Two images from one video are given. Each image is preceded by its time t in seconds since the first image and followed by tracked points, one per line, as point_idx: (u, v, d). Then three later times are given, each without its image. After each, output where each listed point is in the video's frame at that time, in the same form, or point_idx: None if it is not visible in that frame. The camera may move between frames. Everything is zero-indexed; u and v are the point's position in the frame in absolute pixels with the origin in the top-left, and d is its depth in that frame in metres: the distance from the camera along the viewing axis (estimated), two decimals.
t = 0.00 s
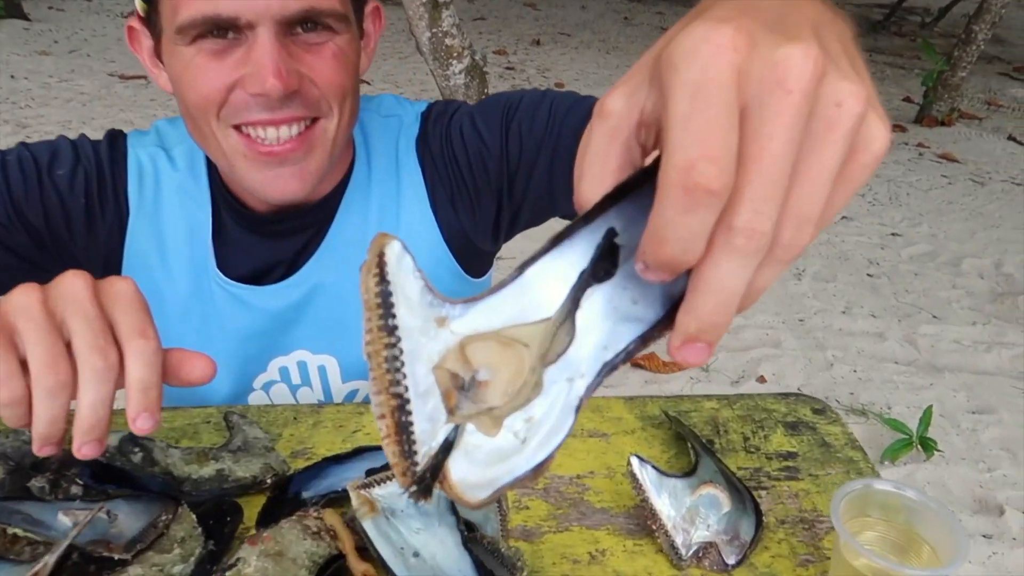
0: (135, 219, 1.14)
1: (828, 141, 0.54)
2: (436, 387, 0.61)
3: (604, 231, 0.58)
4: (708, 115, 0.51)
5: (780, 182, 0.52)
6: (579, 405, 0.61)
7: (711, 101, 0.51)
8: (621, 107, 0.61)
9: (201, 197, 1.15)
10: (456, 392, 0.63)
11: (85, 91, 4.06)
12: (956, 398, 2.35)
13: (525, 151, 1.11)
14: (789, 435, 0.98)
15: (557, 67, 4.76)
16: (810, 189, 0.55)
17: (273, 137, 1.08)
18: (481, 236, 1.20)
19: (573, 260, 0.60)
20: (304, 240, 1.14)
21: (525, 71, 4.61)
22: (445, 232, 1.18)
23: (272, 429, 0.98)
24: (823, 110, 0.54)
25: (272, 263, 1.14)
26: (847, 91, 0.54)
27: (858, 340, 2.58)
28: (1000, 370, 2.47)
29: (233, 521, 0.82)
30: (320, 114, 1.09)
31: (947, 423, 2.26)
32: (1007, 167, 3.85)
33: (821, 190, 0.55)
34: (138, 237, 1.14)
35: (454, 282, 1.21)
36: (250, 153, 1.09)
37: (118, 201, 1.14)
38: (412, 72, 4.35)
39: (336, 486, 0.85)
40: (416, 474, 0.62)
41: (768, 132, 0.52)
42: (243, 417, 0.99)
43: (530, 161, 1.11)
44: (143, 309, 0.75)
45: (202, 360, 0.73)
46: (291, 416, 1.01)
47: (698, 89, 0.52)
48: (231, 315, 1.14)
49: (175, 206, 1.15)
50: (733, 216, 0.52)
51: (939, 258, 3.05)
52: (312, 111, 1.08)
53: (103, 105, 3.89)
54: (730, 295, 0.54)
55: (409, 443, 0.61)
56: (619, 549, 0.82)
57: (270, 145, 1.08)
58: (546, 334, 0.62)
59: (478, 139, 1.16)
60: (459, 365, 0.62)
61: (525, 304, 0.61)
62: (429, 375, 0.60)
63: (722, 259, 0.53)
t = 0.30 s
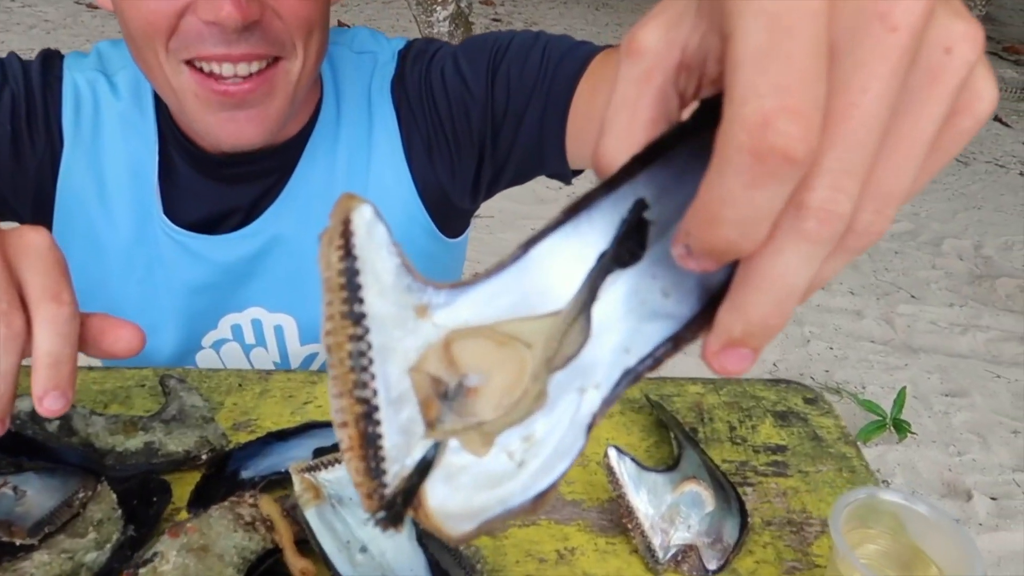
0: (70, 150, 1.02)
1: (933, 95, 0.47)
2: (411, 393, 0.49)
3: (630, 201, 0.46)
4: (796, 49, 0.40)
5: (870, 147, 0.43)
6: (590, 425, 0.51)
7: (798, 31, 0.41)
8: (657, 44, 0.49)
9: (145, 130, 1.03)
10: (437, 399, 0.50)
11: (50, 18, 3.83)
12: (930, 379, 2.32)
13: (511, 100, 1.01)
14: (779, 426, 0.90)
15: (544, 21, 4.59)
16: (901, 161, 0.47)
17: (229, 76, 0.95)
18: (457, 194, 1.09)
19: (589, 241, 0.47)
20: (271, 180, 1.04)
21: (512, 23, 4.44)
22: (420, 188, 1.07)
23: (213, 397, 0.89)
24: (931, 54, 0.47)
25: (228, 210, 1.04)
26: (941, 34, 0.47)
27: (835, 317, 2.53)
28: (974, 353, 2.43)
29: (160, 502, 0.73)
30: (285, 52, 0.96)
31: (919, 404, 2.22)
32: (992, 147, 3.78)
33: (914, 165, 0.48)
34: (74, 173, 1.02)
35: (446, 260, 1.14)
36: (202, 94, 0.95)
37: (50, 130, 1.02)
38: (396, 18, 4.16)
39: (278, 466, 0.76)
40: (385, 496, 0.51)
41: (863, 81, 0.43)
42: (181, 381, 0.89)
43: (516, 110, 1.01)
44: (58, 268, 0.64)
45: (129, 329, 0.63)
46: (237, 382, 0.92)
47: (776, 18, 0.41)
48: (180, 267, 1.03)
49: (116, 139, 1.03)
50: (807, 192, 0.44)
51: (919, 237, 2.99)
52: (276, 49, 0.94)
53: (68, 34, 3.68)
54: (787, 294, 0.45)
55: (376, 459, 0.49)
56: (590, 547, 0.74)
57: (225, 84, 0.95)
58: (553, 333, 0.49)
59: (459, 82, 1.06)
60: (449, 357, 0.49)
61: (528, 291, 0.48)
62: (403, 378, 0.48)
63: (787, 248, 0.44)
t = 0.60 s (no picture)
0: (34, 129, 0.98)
1: (945, 99, 0.45)
2: (397, 400, 0.46)
3: (630, 204, 0.46)
4: (805, 50, 0.38)
5: (880, 151, 0.42)
6: (584, 437, 0.49)
7: (807, 33, 0.39)
8: (657, 40, 0.48)
9: (114, 109, 0.99)
10: (425, 408, 0.48)
11: None
12: (906, 368, 2.33)
13: (497, 86, 0.98)
14: (758, 420, 0.89)
15: (529, 3, 4.54)
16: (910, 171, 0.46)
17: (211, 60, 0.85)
18: (437, 180, 1.07)
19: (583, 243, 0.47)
20: (246, 164, 1.00)
21: (497, 3, 4.38)
22: (400, 175, 1.05)
23: (181, 386, 0.87)
24: (944, 57, 0.45)
25: (200, 195, 1.00)
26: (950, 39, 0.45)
27: (815, 305, 2.53)
28: (950, 342, 2.45)
29: (122, 495, 0.71)
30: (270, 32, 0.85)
31: (895, 392, 2.23)
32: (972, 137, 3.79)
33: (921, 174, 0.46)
34: (39, 153, 0.98)
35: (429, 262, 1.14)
36: (180, 80, 0.85)
37: (13, 107, 0.98)
38: None
39: (246, 458, 0.74)
40: (369, 507, 0.48)
41: (872, 86, 0.41)
42: (147, 369, 0.86)
43: (501, 97, 0.98)
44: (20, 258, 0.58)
45: (95, 322, 0.57)
46: (206, 370, 0.89)
47: (785, 13, 0.39)
48: (150, 253, 1.00)
49: (83, 118, 0.98)
50: (814, 200, 0.42)
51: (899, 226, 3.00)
52: (258, 24, 0.84)
53: (42, 5, 3.59)
54: (791, 302, 0.45)
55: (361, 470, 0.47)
56: (565, 543, 0.73)
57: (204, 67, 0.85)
58: (548, 339, 0.48)
59: (442, 65, 1.02)
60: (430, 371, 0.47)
61: (522, 294, 0.47)
62: (390, 385, 0.46)
63: (791, 254, 0.43)
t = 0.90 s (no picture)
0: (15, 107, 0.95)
1: (927, 99, 0.45)
2: (390, 388, 0.49)
3: (619, 197, 0.48)
4: (791, 49, 0.38)
5: (864, 150, 0.42)
6: (571, 424, 0.51)
7: (793, 33, 0.39)
8: (647, 33, 0.47)
9: (95, 89, 0.96)
10: (417, 396, 0.51)
11: None
12: (892, 350, 2.35)
13: (485, 68, 0.97)
14: (741, 399, 0.89)
15: None
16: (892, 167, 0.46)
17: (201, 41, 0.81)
18: (424, 162, 1.06)
19: (577, 233, 0.50)
20: (235, 145, 0.98)
21: None
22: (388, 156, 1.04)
23: (162, 365, 0.86)
24: (926, 57, 0.45)
25: (185, 176, 0.98)
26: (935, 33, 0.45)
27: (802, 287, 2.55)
28: (936, 325, 2.46)
29: (102, 475, 0.71)
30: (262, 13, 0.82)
31: (882, 374, 2.25)
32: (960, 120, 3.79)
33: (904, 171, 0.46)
34: (19, 134, 0.96)
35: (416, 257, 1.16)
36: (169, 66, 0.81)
37: None
38: None
39: (228, 438, 0.74)
40: (363, 493, 0.49)
41: (857, 86, 0.41)
42: (128, 349, 0.85)
43: (489, 81, 0.97)
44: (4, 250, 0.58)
45: (78, 308, 0.57)
46: (187, 350, 0.88)
47: (772, 15, 0.39)
48: (132, 235, 0.98)
49: (63, 98, 0.96)
50: (800, 196, 0.41)
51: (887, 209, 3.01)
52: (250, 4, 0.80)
53: None
54: (778, 295, 0.44)
55: (355, 454, 0.48)
56: (548, 521, 0.73)
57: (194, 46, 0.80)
58: (536, 331, 0.52)
59: (430, 45, 1.00)
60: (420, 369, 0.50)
61: (511, 286, 0.51)
62: (383, 373, 0.49)
63: (776, 250, 0.42)
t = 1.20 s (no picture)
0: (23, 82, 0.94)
1: (943, 106, 0.45)
2: (415, 365, 0.51)
3: (642, 187, 0.50)
4: (817, 53, 0.38)
5: (885, 153, 0.42)
6: (591, 405, 0.53)
7: (820, 38, 0.39)
8: (674, 33, 0.47)
9: (105, 69, 0.95)
10: (441, 373, 0.53)
11: None
12: (891, 337, 2.35)
13: (498, 53, 0.96)
14: (743, 383, 0.90)
15: None
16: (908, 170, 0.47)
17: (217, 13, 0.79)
18: (433, 148, 1.05)
19: (601, 223, 0.51)
20: (244, 127, 0.98)
21: None
22: (399, 142, 1.04)
23: (165, 347, 0.86)
24: (943, 67, 0.45)
25: (195, 157, 0.98)
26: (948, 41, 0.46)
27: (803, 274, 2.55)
28: (935, 312, 2.46)
29: (106, 455, 0.71)
30: None
31: (881, 361, 2.26)
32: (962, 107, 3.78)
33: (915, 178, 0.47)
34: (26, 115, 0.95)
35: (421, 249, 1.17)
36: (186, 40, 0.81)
37: None
38: None
39: (230, 419, 0.74)
40: (384, 467, 0.51)
41: (881, 91, 0.41)
42: (131, 330, 0.85)
43: (501, 68, 0.96)
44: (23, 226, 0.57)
45: (96, 286, 0.56)
46: (189, 332, 0.88)
47: (800, 20, 0.39)
48: (140, 215, 0.97)
49: (72, 77, 0.95)
50: (824, 196, 0.42)
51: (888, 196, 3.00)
52: None
53: None
54: (795, 291, 0.45)
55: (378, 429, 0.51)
56: (550, 503, 0.73)
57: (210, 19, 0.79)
58: (558, 314, 0.53)
59: (442, 30, 0.99)
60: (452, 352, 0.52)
61: (535, 271, 0.52)
62: (408, 350, 0.51)
63: (800, 247, 0.44)
